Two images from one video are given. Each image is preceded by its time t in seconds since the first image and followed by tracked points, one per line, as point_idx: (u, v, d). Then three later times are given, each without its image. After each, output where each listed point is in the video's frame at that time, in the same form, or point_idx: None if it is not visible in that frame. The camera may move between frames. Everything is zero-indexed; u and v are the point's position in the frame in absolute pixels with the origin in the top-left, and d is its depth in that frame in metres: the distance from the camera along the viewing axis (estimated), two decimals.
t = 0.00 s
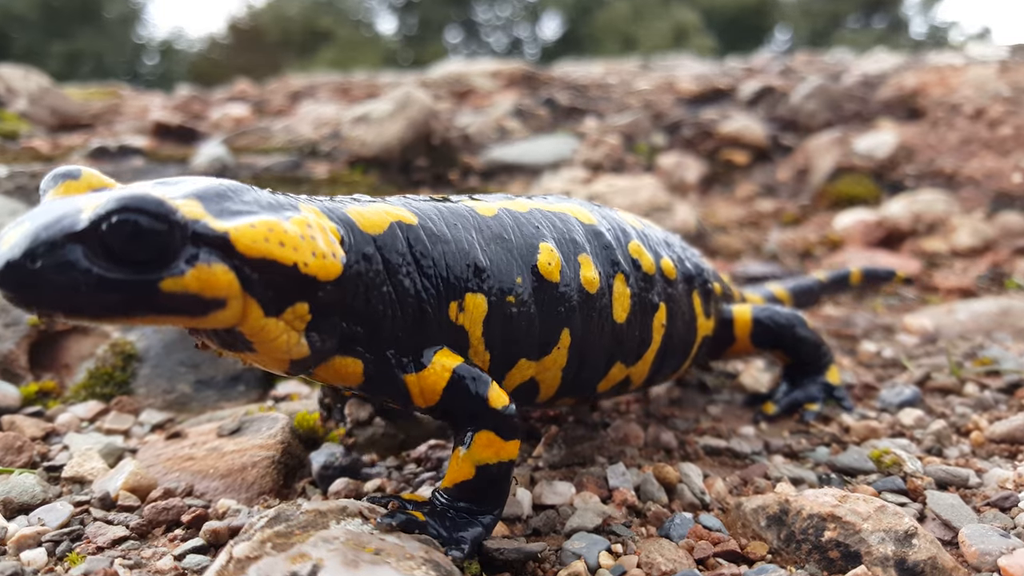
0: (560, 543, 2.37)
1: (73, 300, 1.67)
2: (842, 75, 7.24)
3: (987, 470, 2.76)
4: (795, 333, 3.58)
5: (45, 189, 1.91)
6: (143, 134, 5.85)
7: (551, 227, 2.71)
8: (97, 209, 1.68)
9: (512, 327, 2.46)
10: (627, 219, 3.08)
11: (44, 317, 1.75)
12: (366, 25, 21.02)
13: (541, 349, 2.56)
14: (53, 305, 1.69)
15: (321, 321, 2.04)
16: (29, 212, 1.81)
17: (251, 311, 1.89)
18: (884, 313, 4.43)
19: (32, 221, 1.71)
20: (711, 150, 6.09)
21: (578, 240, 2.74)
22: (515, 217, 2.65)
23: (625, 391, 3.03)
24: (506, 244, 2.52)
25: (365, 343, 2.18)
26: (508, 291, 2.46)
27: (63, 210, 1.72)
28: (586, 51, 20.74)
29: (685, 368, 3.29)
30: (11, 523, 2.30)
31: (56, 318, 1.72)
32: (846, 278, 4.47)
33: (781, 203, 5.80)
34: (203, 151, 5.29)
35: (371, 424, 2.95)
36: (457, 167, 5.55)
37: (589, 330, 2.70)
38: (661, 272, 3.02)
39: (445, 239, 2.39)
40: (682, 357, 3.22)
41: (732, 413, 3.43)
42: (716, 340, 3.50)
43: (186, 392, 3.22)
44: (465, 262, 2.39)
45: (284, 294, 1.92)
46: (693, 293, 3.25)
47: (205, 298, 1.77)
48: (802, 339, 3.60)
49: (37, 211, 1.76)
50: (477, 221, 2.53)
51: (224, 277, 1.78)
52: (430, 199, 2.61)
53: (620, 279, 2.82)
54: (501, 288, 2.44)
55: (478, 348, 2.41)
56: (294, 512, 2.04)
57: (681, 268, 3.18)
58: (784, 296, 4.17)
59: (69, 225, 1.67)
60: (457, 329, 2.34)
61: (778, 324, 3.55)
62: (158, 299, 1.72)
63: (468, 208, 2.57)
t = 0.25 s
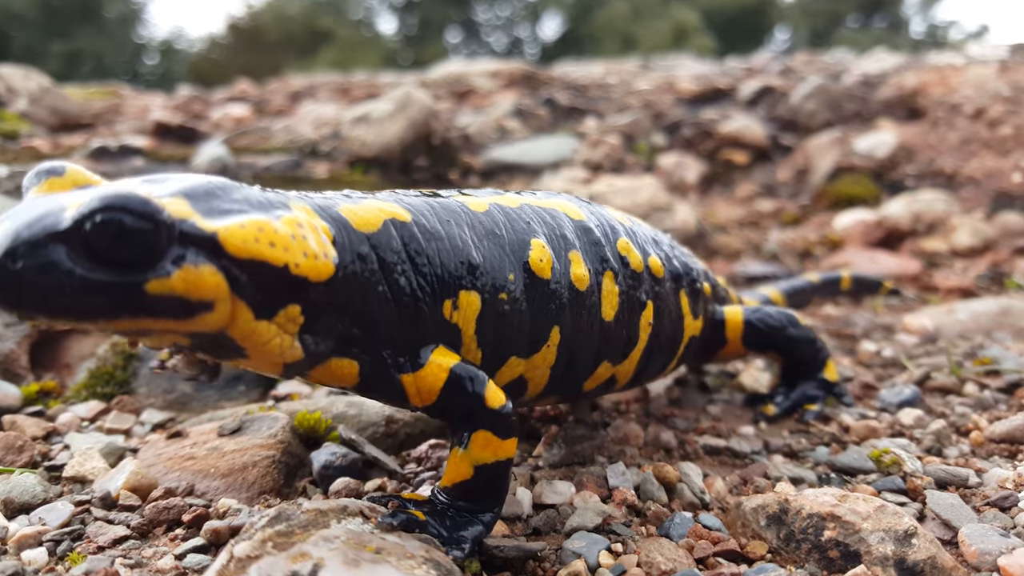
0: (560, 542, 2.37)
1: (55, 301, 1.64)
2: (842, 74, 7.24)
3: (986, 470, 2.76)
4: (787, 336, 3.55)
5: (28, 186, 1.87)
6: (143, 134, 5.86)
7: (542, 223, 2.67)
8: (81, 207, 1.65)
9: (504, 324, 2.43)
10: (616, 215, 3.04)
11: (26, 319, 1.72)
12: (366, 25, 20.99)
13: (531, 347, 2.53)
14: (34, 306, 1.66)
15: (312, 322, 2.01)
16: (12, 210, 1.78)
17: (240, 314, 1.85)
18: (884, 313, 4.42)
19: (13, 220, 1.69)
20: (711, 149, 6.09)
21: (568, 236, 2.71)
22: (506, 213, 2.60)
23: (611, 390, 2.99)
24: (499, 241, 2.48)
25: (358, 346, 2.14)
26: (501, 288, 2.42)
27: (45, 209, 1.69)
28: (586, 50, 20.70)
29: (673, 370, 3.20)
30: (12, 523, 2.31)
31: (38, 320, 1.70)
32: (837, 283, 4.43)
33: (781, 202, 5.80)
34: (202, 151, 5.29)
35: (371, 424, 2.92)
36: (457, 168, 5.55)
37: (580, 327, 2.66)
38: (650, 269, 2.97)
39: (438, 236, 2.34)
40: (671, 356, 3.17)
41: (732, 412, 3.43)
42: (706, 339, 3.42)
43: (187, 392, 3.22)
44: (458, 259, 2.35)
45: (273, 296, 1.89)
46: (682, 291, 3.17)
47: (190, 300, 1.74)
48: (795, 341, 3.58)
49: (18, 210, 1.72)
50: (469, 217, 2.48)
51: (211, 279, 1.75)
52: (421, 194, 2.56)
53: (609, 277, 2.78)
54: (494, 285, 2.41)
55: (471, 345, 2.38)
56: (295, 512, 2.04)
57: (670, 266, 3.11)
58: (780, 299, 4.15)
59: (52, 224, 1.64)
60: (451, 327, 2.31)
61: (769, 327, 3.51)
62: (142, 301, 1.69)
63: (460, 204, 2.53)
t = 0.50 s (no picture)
0: (560, 542, 2.37)
1: (11, 320, 1.59)
2: (843, 74, 7.25)
3: (986, 470, 2.76)
4: (774, 337, 3.53)
5: None
6: (143, 134, 5.86)
7: (515, 221, 2.60)
8: (34, 223, 1.59)
9: (481, 326, 2.35)
10: (590, 213, 2.97)
11: None
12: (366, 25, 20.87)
13: (507, 347, 2.46)
14: None
15: (285, 333, 1.92)
16: None
17: (204, 329, 1.78)
18: (885, 313, 4.42)
19: None
20: (712, 149, 6.09)
21: (541, 234, 2.64)
22: (479, 212, 2.52)
23: (586, 391, 2.92)
24: (473, 241, 2.40)
25: (337, 358, 2.04)
26: (478, 289, 2.34)
27: None
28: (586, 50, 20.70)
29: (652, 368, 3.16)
30: (12, 523, 2.31)
31: None
32: (825, 286, 4.45)
33: (781, 202, 5.80)
34: (202, 151, 5.30)
35: (371, 424, 2.94)
36: (457, 167, 5.55)
37: (555, 326, 2.60)
38: (624, 267, 2.91)
39: (411, 236, 2.25)
40: (649, 355, 3.11)
41: (732, 412, 3.43)
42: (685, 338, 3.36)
43: (187, 393, 3.22)
44: (434, 261, 2.27)
45: (238, 310, 1.80)
46: (659, 289, 3.10)
47: (150, 316, 1.67)
48: (782, 341, 3.56)
49: None
50: (442, 217, 2.40)
51: (171, 295, 1.68)
52: (391, 195, 2.46)
53: (584, 274, 2.72)
54: (472, 286, 2.33)
55: (450, 348, 2.30)
56: (295, 512, 2.05)
57: (645, 263, 3.04)
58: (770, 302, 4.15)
59: (5, 242, 1.58)
60: (429, 331, 2.23)
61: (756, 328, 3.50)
62: (99, 317, 1.63)
63: (432, 204, 2.44)
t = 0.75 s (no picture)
0: (560, 543, 2.36)
1: None
2: (843, 73, 7.24)
3: (987, 470, 2.75)
4: (766, 336, 3.46)
5: None
6: (142, 134, 5.86)
7: (498, 219, 2.51)
8: (9, 233, 1.53)
9: (469, 327, 2.27)
10: (573, 210, 2.87)
11: None
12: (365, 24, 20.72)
13: (494, 347, 2.36)
14: None
15: (271, 343, 1.84)
16: None
17: (186, 340, 1.71)
18: (885, 314, 4.41)
19: None
20: (712, 149, 6.08)
21: (525, 231, 2.55)
22: (461, 211, 2.43)
23: (571, 390, 2.81)
24: (457, 241, 2.31)
25: (327, 365, 1.96)
26: (464, 289, 2.26)
27: None
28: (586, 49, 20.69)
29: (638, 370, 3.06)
30: (10, 524, 2.30)
31: None
32: (816, 288, 4.37)
33: (782, 202, 5.79)
34: (202, 150, 5.30)
35: (371, 424, 2.95)
36: (457, 167, 5.54)
37: (542, 326, 2.50)
38: (608, 264, 2.80)
39: (393, 237, 2.16)
40: (635, 354, 3.00)
41: (732, 413, 3.43)
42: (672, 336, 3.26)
43: (186, 393, 3.22)
44: (421, 262, 2.18)
45: (224, 320, 1.74)
46: (644, 286, 3.00)
47: (128, 330, 1.61)
48: (774, 341, 3.48)
49: None
50: (425, 217, 2.31)
51: (150, 308, 1.62)
52: (372, 196, 2.37)
53: (569, 271, 2.62)
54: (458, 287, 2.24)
55: (439, 351, 2.21)
56: (295, 512, 2.04)
57: (629, 259, 2.94)
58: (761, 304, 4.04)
59: None
60: (419, 334, 2.14)
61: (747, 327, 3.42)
62: (76, 331, 1.57)
63: (414, 204, 2.35)
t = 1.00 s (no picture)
0: (560, 543, 2.35)
1: None
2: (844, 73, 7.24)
3: (988, 471, 2.74)
4: (749, 333, 3.40)
5: None
6: (142, 134, 5.85)
7: (463, 223, 2.47)
8: None
9: (439, 333, 2.24)
10: (540, 211, 2.84)
11: None
12: (364, 24, 20.18)
13: (466, 353, 2.33)
14: None
15: (236, 362, 1.81)
16: None
17: (144, 365, 1.68)
18: (886, 314, 4.40)
19: None
20: (713, 149, 6.07)
21: (490, 234, 2.52)
22: (424, 216, 2.40)
23: (545, 394, 2.78)
24: (422, 246, 2.28)
25: (298, 381, 1.93)
26: (432, 295, 2.23)
27: None
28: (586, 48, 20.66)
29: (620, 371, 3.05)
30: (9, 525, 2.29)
31: None
32: (799, 292, 4.25)
33: (782, 202, 5.79)
34: (201, 150, 5.30)
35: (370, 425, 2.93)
36: (456, 167, 5.53)
37: (514, 329, 2.47)
38: (577, 264, 2.77)
39: (356, 244, 2.13)
40: (609, 354, 2.97)
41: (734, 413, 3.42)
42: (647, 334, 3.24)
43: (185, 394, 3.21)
44: (386, 269, 2.14)
45: (182, 344, 1.71)
46: (618, 286, 2.97)
47: (81, 358, 1.60)
48: (758, 338, 3.42)
49: None
50: (389, 224, 2.27)
51: (102, 334, 1.60)
52: (334, 206, 2.33)
53: (536, 272, 2.59)
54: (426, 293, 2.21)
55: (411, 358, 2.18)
56: (294, 513, 2.03)
57: (598, 258, 2.89)
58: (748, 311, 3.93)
59: None
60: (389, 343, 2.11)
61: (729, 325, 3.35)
62: (25, 361, 1.55)
63: (376, 211, 2.31)
